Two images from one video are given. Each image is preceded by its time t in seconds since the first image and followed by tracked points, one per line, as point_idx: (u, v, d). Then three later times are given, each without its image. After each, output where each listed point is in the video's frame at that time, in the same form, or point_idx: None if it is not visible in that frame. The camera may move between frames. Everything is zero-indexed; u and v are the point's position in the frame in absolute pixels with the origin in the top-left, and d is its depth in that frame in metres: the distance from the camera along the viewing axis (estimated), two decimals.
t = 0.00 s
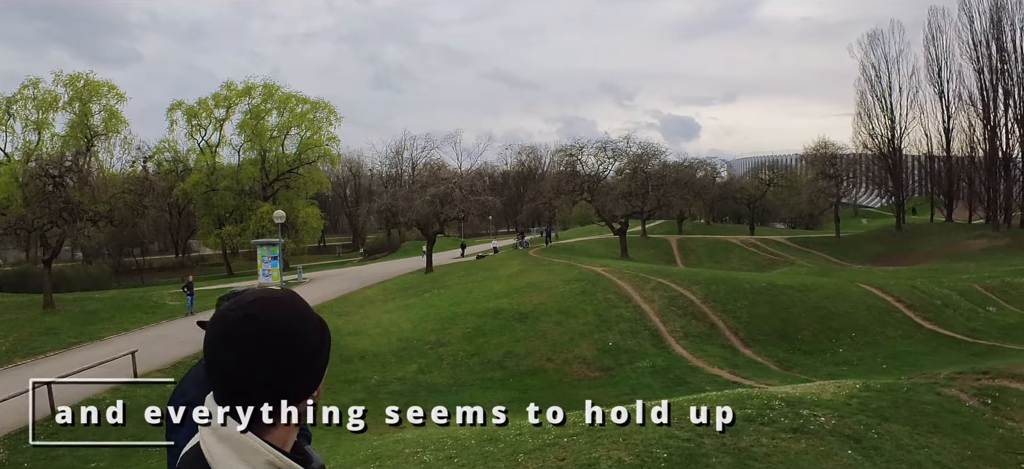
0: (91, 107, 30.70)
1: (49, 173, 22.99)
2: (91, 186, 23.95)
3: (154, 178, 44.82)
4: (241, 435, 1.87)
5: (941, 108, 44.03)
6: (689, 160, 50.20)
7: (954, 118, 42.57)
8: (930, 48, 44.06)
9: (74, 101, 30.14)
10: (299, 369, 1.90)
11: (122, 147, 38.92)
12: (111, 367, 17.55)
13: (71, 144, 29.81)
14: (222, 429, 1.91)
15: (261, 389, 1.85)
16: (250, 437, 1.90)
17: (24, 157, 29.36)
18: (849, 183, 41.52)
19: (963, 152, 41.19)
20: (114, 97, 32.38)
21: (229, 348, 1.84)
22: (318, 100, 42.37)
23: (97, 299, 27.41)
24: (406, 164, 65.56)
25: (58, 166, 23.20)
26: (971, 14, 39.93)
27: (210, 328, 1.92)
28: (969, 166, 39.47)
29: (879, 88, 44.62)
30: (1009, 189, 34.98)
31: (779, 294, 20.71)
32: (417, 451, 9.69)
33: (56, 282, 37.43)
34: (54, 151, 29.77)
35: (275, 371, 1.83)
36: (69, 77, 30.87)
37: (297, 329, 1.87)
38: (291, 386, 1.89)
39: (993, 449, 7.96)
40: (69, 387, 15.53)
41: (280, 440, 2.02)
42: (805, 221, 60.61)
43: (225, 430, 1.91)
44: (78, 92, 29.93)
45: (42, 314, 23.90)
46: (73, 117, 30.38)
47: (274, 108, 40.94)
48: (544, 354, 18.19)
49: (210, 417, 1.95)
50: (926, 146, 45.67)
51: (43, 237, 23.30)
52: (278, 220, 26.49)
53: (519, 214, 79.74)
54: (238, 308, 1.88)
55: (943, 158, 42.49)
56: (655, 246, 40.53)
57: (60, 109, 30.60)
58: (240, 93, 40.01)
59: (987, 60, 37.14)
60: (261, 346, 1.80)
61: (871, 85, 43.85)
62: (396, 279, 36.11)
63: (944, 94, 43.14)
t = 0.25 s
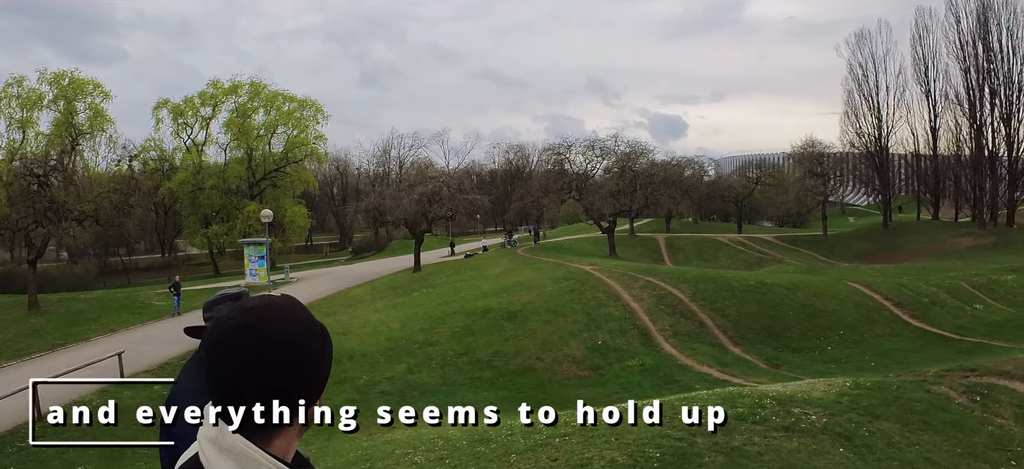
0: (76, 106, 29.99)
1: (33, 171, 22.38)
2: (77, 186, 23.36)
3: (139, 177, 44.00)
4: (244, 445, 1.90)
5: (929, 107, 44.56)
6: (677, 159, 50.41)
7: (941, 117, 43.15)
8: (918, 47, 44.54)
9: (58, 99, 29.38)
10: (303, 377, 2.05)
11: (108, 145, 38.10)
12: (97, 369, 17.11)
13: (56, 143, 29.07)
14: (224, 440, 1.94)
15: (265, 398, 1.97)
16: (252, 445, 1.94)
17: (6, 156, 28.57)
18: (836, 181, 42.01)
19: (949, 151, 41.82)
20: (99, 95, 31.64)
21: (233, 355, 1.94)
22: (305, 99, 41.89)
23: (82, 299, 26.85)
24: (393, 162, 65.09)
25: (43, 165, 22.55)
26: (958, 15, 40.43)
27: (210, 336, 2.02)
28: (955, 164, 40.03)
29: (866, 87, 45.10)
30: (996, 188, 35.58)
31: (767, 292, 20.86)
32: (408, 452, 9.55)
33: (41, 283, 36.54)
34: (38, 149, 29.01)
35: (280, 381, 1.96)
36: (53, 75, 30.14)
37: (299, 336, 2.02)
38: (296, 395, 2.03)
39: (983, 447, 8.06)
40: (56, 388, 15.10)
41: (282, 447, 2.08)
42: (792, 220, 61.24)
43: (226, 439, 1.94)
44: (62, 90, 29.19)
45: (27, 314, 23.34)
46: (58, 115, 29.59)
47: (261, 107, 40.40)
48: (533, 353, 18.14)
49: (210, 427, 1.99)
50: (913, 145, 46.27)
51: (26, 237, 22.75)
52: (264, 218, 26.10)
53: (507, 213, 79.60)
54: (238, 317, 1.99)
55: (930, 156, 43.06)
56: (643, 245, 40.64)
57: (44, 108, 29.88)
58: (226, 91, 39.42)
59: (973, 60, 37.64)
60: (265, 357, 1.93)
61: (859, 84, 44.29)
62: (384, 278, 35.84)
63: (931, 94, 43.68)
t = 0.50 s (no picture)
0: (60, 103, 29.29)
1: (16, 169, 21.83)
2: (61, 184, 22.87)
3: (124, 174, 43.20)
4: (244, 448, 1.85)
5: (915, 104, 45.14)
6: (665, 156, 50.62)
7: (927, 114, 43.77)
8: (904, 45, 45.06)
9: (42, 96, 28.68)
10: (304, 378, 2.05)
11: (93, 143, 37.30)
12: (83, 370, 16.72)
13: (40, 140, 28.37)
14: (224, 444, 1.87)
15: (266, 400, 1.94)
16: (252, 449, 1.89)
17: None
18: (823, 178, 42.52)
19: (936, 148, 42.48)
20: (83, 92, 30.93)
21: (232, 356, 1.93)
22: (292, 95, 41.40)
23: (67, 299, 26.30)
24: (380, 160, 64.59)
25: (27, 163, 22.00)
26: (944, 13, 40.95)
27: (208, 338, 2.01)
28: (941, 161, 40.71)
29: (853, 85, 45.63)
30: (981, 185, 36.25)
31: (755, 289, 21.02)
32: (400, 451, 9.45)
33: (25, 283, 35.67)
34: (20, 147, 28.30)
35: (280, 382, 1.95)
36: (37, 71, 29.42)
37: (300, 337, 2.03)
38: (296, 396, 2.01)
39: (972, 442, 8.18)
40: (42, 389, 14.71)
41: (282, 451, 2.05)
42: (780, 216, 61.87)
43: (226, 442, 1.88)
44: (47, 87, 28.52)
45: (10, 315, 22.81)
46: (42, 113, 28.88)
47: (247, 104, 39.85)
48: (523, 350, 18.10)
49: (209, 431, 1.94)
50: (900, 142, 46.92)
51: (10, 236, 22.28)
52: (251, 216, 25.73)
53: (495, 210, 79.44)
54: (239, 317, 1.99)
55: (917, 154, 43.72)
56: (631, 242, 40.78)
57: (28, 105, 29.24)
58: (212, 88, 38.82)
59: (960, 58, 38.17)
60: (268, 356, 1.92)
61: (846, 81, 44.77)
62: (372, 276, 35.58)
63: (918, 91, 44.26)
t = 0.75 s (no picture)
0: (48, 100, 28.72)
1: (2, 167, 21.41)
2: (48, 181, 22.58)
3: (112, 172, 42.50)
4: (244, 452, 1.81)
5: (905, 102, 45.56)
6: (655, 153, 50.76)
7: (917, 112, 44.23)
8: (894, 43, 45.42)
9: (29, 93, 28.10)
10: (304, 378, 1.97)
11: (80, 140, 36.64)
12: (73, 369, 16.42)
13: (27, 138, 27.81)
14: (224, 447, 1.86)
15: (266, 400, 1.89)
16: (251, 453, 1.84)
17: None
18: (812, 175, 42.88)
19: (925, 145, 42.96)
20: (71, 89, 30.35)
21: (229, 357, 1.87)
22: (281, 92, 40.99)
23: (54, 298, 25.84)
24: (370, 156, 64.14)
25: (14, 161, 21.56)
26: (934, 11, 41.28)
27: (205, 338, 1.95)
28: (931, 158, 41.25)
29: (843, 82, 45.94)
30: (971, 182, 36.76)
31: (746, 285, 21.15)
32: (392, 449, 9.38)
33: (12, 282, 35.00)
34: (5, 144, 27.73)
35: (282, 381, 1.89)
36: (23, 67, 28.82)
37: (298, 336, 1.96)
38: (296, 396, 1.95)
39: (964, 437, 8.28)
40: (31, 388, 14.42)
41: (282, 453, 2.00)
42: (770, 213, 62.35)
43: (226, 445, 1.84)
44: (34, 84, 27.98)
45: None
46: (28, 109, 28.28)
47: (236, 100, 39.37)
48: (514, 347, 18.08)
49: (208, 434, 1.89)
50: (889, 139, 47.41)
51: None
52: (240, 214, 25.42)
53: (485, 207, 79.30)
54: (236, 318, 1.91)
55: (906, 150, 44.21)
56: (621, 238, 40.90)
57: (15, 102, 28.64)
58: (201, 84, 38.30)
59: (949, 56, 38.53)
60: (264, 357, 1.86)
61: (836, 78, 45.06)
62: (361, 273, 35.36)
63: (907, 89, 44.68)
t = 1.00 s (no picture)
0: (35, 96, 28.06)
1: None
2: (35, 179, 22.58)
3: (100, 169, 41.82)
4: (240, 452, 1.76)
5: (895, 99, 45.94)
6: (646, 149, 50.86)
7: (907, 108, 44.63)
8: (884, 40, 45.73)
9: (16, 89, 27.43)
10: (303, 379, 1.92)
11: (67, 136, 35.95)
12: (63, 368, 16.13)
13: (14, 135, 27.16)
14: (220, 446, 1.81)
15: (266, 400, 1.84)
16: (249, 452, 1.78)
17: None
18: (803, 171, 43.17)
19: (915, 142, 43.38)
20: (58, 85, 29.72)
21: (228, 357, 1.81)
22: (270, 88, 40.60)
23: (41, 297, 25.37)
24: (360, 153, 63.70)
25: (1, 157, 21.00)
26: (924, 8, 41.60)
27: (200, 338, 1.89)
28: (921, 155, 41.65)
29: (834, 79, 46.24)
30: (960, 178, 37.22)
31: (737, 281, 21.27)
32: (385, 447, 9.31)
33: None
34: None
35: (281, 382, 1.84)
36: (9, 63, 28.14)
37: (296, 335, 1.90)
38: (296, 396, 1.91)
39: (956, 432, 8.38)
40: (20, 388, 14.15)
41: (280, 453, 1.94)
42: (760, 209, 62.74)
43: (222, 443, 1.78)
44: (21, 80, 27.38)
45: None
46: (15, 106, 27.57)
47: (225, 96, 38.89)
48: (505, 344, 18.05)
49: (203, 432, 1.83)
50: (879, 135, 47.86)
51: None
52: (231, 211, 25.11)
53: (476, 203, 79.13)
54: (231, 318, 1.85)
55: (896, 147, 44.65)
56: (611, 234, 41.01)
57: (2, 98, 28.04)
58: (190, 81, 37.79)
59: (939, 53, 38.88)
60: (262, 357, 1.81)
61: (827, 75, 45.31)
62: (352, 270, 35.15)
63: (898, 85, 45.06)
